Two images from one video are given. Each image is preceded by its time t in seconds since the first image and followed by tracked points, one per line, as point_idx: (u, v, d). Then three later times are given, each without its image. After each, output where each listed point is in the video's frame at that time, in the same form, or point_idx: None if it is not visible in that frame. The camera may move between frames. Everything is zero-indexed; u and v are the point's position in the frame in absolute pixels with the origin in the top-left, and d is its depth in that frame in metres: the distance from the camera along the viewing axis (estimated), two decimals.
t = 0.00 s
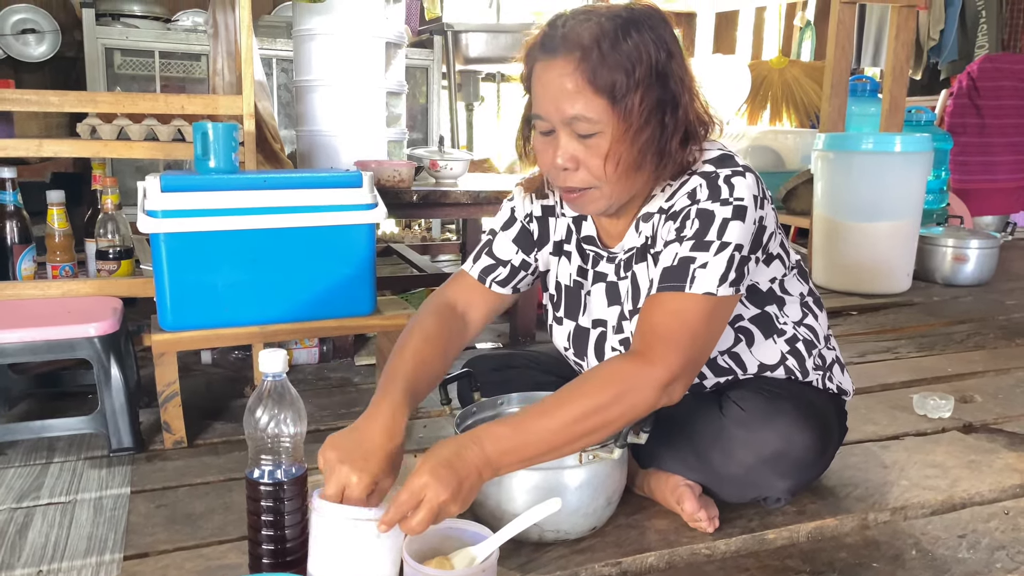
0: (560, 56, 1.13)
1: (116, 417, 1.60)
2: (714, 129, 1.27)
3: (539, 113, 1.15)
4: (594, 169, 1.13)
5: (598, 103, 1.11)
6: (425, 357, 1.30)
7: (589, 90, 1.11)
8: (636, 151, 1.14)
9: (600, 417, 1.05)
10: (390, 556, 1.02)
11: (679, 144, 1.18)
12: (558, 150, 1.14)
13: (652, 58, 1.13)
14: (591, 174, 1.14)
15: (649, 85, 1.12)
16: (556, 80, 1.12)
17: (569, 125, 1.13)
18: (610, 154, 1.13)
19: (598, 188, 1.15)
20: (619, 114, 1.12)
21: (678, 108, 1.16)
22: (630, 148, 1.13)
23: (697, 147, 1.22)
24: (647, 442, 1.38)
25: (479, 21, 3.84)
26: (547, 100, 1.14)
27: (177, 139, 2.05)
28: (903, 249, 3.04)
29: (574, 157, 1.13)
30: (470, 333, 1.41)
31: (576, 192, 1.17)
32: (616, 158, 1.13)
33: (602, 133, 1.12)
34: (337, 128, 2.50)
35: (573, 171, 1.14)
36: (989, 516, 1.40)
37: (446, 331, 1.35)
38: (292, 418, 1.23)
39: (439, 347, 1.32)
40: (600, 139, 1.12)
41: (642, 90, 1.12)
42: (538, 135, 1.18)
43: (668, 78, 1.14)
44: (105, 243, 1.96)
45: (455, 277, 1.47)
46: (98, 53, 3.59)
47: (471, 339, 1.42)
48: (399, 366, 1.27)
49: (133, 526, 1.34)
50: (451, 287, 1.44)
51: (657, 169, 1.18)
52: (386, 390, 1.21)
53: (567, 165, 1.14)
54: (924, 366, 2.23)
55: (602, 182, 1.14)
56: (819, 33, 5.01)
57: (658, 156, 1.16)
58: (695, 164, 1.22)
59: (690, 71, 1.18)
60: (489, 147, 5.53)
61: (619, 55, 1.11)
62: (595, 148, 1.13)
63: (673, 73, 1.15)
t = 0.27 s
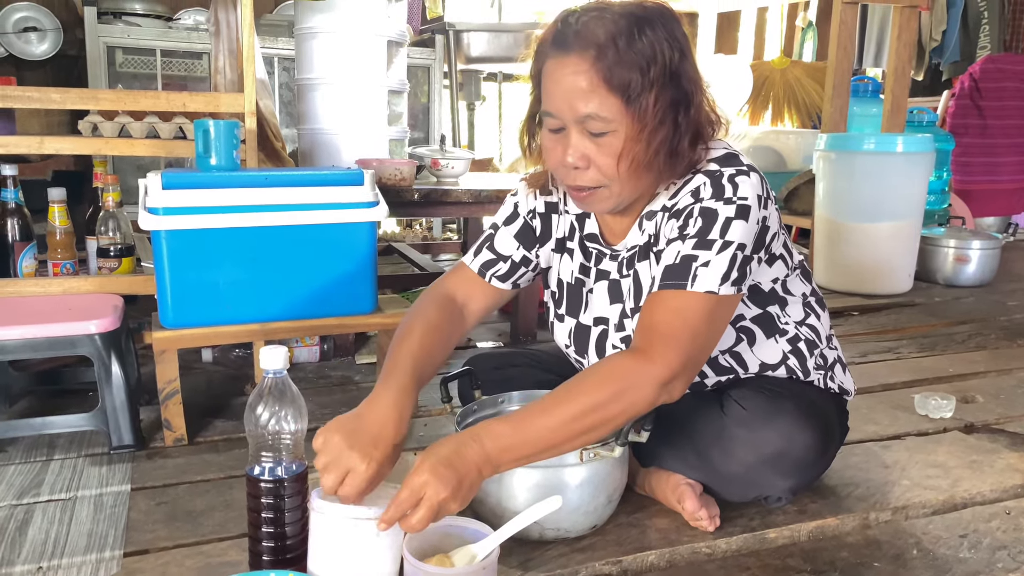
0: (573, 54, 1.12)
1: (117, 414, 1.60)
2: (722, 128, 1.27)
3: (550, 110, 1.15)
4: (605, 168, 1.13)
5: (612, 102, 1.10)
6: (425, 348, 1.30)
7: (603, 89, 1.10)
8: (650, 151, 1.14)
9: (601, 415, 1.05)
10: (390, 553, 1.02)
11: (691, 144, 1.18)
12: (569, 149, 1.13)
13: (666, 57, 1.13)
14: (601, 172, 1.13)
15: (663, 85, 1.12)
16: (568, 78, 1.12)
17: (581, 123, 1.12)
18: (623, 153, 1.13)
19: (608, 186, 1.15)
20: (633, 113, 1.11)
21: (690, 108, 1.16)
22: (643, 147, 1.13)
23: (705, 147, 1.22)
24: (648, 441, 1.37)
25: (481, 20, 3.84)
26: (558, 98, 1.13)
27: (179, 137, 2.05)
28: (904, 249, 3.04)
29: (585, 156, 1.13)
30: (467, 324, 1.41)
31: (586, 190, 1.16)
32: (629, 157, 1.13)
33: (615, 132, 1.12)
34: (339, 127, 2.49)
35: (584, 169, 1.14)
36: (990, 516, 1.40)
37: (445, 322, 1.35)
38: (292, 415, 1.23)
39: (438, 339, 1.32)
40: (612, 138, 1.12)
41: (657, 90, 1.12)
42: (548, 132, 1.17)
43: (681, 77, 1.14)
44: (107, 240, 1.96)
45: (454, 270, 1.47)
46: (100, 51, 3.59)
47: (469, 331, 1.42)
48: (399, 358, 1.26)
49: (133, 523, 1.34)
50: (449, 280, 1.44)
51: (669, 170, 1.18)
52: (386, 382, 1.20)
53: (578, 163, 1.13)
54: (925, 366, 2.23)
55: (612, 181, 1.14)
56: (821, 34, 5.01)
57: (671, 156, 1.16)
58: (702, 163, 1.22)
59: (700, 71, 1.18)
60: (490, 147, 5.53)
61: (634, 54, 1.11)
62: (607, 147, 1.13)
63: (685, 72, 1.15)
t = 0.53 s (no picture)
0: (585, 51, 1.11)
1: (115, 412, 1.60)
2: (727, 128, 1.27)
3: (560, 107, 1.14)
4: (615, 167, 1.13)
5: (625, 101, 1.10)
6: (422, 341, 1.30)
7: (616, 87, 1.10)
8: (662, 150, 1.14)
9: (599, 412, 1.04)
10: (388, 551, 1.02)
11: (699, 144, 1.18)
12: (578, 147, 1.13)
13: (678, 57, 1.13)
14: (611, 171, 1.13)
15: (676, 85, 1.12)
16: (580, 75, 1.11)
17: (592, 121, 1.12)
18: (634, 152, 1.13)
19: (616, 185, 1.15)
20: (645, 112, 1.11)
21: (701, 108, 1.16)
22: (655, 146, 1.13)
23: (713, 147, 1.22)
24: (647, 440, 1.37)
25: (481, 19, 3.84)
26: (569, 95, 1.12)
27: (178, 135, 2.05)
28: (905, 249, 3.04)
29: (594, 154, 1.12)
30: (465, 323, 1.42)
31: (594, 188, 1.16)
32: (639, 156, 1.13)
33: (626, 132, 1.12)
34: (339, 125, 2.49)
35: (593, 168, 1.13)
36: (990, 516, 1.40)
37: (444, 317, 1.36)
38: (290, 413, 1.22)
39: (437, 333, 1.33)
40: (623, 137, 1.12)
41: (670, 89, 1.11)
42: (556, 129, 1.17)
43: (692, 76, 1.14)
44: (105, 238, 1.96)
45: (453, 267, 1.47)
46: (100, 49, 3.59)
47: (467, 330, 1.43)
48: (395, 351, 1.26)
49: (130, 520, 1.33)
50: (448, 278, 1.44)
51: (678, 171, 1.18)
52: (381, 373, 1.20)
53: (587, 161, 1.13)
54: (925, 366, 2.22)
55: (620, 180, 1.14)
56: (822, 33, 5.00)
57: (680, 156, 1.16)
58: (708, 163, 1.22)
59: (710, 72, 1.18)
60: (490, 146, 5.53)
61: (648, 52, 1.11)
62: (617, 146, 1.12)
63: (696, 72, 1.15)
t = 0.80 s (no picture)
0: (588, 51, 1.12)
1: (117, 412, 1.60)
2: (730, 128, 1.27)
3: (563, 107, 1.14)
4: (617, 167, 1.13)
5: (628, 101, 1.10)
6: (430, 357, 1.29)
7: (619, 88, 1.10)
8: (664, 151, 1.14)
9: (599, 410, 1.05)
10: (390, 550, 1.02)
11: (703, 145, 1.18)
12: (581, 146, 1.13)
13: (682, 57, 1.13)
14: (613, 171, 1.13)
15: (680, 85, 1.12)
16: (584, 75, 1.11)
17: (595, 121, 1.12)
18: (637, 153, 1.13)
19: (619, 185, 1.15)
20: (648, 112, 1.11)
21: (705, 108, 1.16)
22: (657, 147, 1.13)
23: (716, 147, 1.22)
24: (648, 440, 1.37)
25: (482, 19, 3.84)
26: (572, 95, 1.13)
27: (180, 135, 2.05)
28: (906, 250, 3.04)
29: (597, 154, 1.13)
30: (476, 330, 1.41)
31: (596, 188, 1.16)
32: (642, 157, 1.13)
33: (629, 132, 1.12)
34: (341, 125, 2.49)
35: (596, 168, 1.14)
36: (990, 517, 1.40)
37: (455, 326, 1.36)
38: (291, 413, 1.22)
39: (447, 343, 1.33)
40: (626, 137, 1.12)
41: (673, 90, 1.11)
42: (559, 129, 1.17)
43: (695, 77, 1.15)
44: (107, 238, 1.96)
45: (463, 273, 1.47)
46: (102, 48, 3.59)
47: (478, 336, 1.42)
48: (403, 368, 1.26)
49: (132, 520, 1.34)
50: (459, 283, 1.44)
51: (681, 171, 1.18)
52: (388, 391, 1.20)
53: (590, 161, 1.13)
54: (926, 367, 2.22)
55: (622, 180, 1.14)
56: (823, 34, 5.00)
57: (683, 156, 1.16)
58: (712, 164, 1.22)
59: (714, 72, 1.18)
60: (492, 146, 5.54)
61: (652, 53, 1.11)
62: (620, 146, 1.12)
63: (700, 72, 1.15)
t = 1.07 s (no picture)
0: (588, 49, 1.11)
1: (119, 411, 1.60)
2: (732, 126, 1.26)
3: (563, 106, 1.14)
4: (617, 165, 1.13)
5: (627, 99, 1.10)
6: (434, 369, 1.29)
7: (619, 86, 1.10)
8: (664, 149, 1.14)
9: (600, 407, 1.04)
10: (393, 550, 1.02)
11: (704, 143, 1.18)
12: (581, 145, 1.13)
13: (682, 55, 1.12)
14: (613, 169, 1.13)
15: (680, 83, 1.12)
16: (583, 73, 1.11)
17: (595, 119, 1.12)
18: (637, 151, 1.13)
19: (619, 183, 1.15)
20: (648, 111, 1.11)
21: (705, 106, 1.16)
22: (658, 145, 1.13)
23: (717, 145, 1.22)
24: (649, 440, 1.37)
25: (484, 19, 3.84)
26: (572, 94, 1.12)
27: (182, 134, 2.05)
28: (908, 249, 3.03)
29: (597, 152, 1.13)
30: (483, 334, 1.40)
31: (597, 186, 1.16)
32: (643, 155, 1.13)
33: (629, 130, 1.12)
34: (343, 124, 2.49)
35: (596, 166, 1.14)
36: (993, 517, 1.40)
37: (460, 335, 1.35)
38: (293, 412, 1.22)
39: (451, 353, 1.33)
40: (626, 135, 1.12)
41: (673, 88, 1.11)
42: (560, 127, 1.17)
43: (695, 75, 1.14)
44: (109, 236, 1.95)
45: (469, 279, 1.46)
46: (104, 47, 3.59)
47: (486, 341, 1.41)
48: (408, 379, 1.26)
49: (134, 518, 1.34)
50: (466, 289, 1.43)
51: (681, 169, 1.17)
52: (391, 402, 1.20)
53: (590, 160, 1.13)
54: (929, 367, 2.22)
55: (623, 179, 1.14)
56: (826, 33, 5.00)
57: (684, 154, 1.16)
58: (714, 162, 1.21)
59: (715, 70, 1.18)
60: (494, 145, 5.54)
61: (651, 51, 1.10)
62: (620, 144, 1.12)
63: (700, 70, 1.15)
